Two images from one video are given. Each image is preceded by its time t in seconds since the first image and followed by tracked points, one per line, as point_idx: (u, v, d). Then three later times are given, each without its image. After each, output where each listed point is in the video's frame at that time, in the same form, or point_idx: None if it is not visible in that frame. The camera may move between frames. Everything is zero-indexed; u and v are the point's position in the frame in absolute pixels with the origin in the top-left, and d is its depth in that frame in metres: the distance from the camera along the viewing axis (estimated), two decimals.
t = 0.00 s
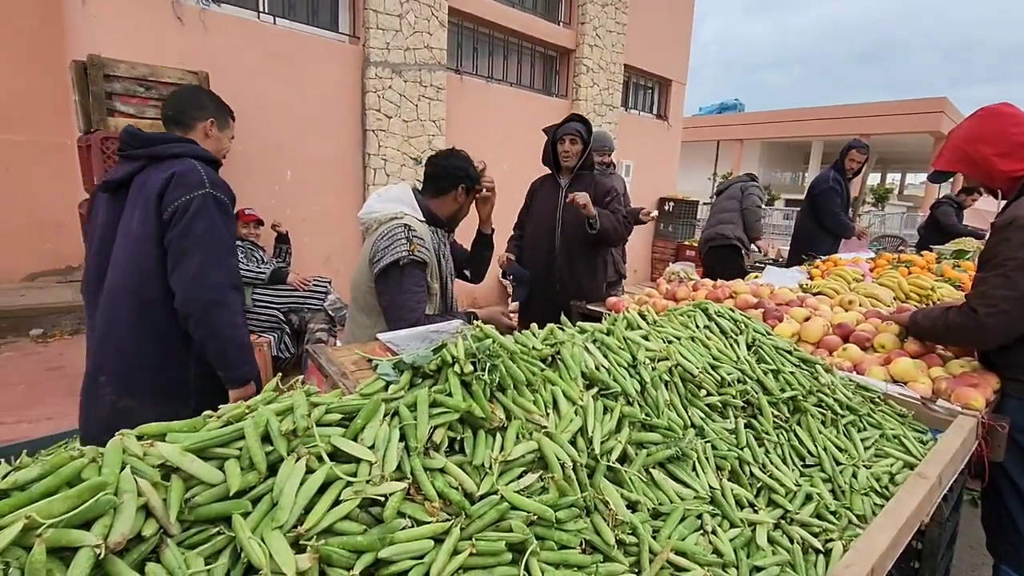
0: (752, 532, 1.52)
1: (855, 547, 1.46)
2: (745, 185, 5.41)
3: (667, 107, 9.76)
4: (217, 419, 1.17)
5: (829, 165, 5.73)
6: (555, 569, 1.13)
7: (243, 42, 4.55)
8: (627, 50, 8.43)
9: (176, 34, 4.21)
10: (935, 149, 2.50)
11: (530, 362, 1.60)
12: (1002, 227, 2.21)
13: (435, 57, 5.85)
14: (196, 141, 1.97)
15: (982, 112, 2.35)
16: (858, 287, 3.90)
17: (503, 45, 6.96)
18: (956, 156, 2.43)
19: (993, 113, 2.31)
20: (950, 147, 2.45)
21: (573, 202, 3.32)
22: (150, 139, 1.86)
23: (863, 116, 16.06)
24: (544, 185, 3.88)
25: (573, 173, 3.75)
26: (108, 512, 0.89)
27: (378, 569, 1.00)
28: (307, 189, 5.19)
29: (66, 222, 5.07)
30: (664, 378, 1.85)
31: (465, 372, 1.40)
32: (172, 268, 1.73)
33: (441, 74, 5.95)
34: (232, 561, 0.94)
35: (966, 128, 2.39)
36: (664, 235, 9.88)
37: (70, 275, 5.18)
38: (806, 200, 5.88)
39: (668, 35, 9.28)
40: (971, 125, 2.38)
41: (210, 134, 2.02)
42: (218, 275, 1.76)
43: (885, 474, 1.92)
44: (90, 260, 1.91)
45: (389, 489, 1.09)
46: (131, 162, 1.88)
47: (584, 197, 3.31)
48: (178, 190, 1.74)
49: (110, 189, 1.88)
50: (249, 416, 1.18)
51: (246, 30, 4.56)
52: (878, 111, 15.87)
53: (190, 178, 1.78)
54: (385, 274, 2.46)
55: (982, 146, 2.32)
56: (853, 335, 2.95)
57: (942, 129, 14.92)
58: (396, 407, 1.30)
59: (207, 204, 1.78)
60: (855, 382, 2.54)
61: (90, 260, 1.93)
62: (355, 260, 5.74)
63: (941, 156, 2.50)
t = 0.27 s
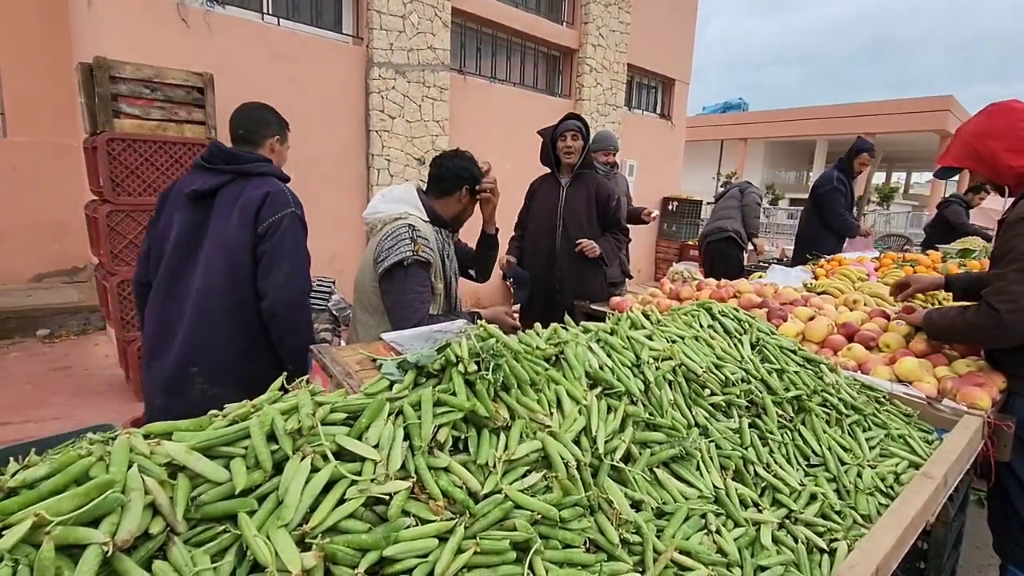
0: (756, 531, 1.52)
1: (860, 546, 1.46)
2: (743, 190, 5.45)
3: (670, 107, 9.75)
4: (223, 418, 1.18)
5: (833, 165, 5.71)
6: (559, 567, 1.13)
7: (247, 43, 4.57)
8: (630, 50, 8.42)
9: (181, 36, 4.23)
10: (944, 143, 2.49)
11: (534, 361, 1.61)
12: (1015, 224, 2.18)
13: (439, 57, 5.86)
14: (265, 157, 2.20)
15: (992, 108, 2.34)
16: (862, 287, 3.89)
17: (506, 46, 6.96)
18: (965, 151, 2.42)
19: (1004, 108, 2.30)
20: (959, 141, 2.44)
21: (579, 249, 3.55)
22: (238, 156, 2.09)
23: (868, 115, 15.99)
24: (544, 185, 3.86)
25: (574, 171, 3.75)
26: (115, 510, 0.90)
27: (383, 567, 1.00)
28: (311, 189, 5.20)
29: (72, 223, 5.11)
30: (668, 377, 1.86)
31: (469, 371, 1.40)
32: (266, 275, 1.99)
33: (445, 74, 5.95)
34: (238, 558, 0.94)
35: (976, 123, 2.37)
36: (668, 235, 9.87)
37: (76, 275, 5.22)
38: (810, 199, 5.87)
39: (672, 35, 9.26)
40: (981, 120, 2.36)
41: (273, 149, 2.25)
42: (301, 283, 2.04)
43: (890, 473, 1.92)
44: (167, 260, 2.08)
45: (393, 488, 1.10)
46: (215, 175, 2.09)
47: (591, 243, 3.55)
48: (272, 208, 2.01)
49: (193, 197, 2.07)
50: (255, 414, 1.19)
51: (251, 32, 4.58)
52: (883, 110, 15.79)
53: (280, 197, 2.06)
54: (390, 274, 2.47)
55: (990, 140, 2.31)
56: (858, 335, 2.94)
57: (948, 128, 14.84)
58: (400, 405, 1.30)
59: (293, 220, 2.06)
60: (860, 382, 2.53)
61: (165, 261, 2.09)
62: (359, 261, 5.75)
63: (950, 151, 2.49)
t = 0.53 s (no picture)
0: (758, 531, 1.52)
1: (863, 546, 1.46)
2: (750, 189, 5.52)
3: (672, 107, 9.73)
4: (227, 418, 1.18)
5: (836, 165, 5.67)
6: (562, 567, 1.14)
7: (249, 44, 4.58)
8: (632, 49, 8.41)
9: (184, 37, 4.24)
10: (953, 136, 2.47)
11: (536, 361, 1.61)
12: None
13: (441, 57, 5.86)
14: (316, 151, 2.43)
15: (1005, 103, 2.34)
16: (866, 286, 3.88)
17: (508, 45, 6.96)
18: (975, 145, 2.40)
19: (1019, 104, 2.30)
20: (969, 135, 2.42)
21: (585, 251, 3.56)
22: (297, 154, 2.32)
23: (872, 114, 15.93)
24: (545, 186, 3.84)
25: (575, 172, 3.75)
26: (120, 509, 0.90)
27: (385, 567, 1.01)
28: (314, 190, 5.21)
29: (76, 224, 5.12)
30: (671, 377, 1.85)
31: (471, 371, 1.40)
32: (313, 264, 2.21)
33: (447, 74, 5.96)
34: (241, 558, 0.95)
35: (989, 118, 2.37)
36: (670, 235, 9.85)
37: (80, 276, 5.24)
38: (812, 198, 5.86)
39: (674, 34, 9.25)
40: (995, 115, 2.36)
41: (323, 144, 2.48)
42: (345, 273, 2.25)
43: (893, 473, 1.91)
44: (228, 245, 2.34)
45: (396, 488, 1.10)
46: (275, 169, 2.32)
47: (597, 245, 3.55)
48: (320, 203, 2.22)
49: (253, 189, 2.31)
50: (258, 414, 1.20)
51: (253, 33, 4.59)
52: (886, 109, 15.73)
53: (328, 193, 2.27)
54: (393, 275, 2.47)
55: (1003, 134, 2.30)
56: (861, 334, 2.94)
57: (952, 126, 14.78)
58: (403, 405, 1.31)
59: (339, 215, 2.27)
60: (863, 382, 2.52)
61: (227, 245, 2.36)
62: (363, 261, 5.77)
63: (959, 145, 2.47)
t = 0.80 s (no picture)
0: (761, 531, 1.52)
1: (866, 546, 1.46)
2: (754, 189, 5.53)
3: (674, 106, 9.73)
4: (231, 418, 1.19)
5: (841, 165, 5.66)
6: (565, 566, 1.14)
7: (252, 45, 4.59)
8: (634, 49, 8.41)
9: (186, 38, 4.25)
10: (949, 137, 2.46)
11: (539, 361, 1.61)
12: None
13: (443, 58, 5.87)
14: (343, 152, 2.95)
15: (1003, 104, 2.34)
16: (868, 286, 3.88)
17: (510, 46, 6.97)
18: (972, 146, 2.39)
19: (1016, 105, 2.29)
20: (966, 136, 2.41)
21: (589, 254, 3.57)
22: (323, 158, 2.83)
23: (874, 113, 15.90)
24: (547, 187, 3.84)
25: (577, 173, 3.76)
26: (126, 508, 0.91)
27: (389, 566, 1.01)
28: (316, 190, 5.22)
29: (79, 225, 5.14)
30: (673, 377, 1.86)
31: (474, 370, 1.40)
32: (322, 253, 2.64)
33: (449, 74, 5.96)
34: (247, 556, 0.95)
35: (986, 118, 2.37)
36: (672, 235, 9.85)
37: (83, 276, 5.25)
38: (814, 196, 5.86)
39: (676, 34, 9.25)
40: (992, 116, 2.35)
41: (350, 146, 3.00)
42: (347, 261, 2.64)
43: (896, 473, 1.91)
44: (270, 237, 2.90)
45: (400, 487, 1.10)
46: (305, 173, 2.86)
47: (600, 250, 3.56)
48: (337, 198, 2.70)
49: (287, 190, 2.86)
50: (262, 414, 1.20)
51: (255, 33, 4.60)
52: (889, 108, 15.69)
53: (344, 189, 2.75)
54: (396, 275, 2.48)
55: (1001, 136, 2.29)
56: (864, 334, 2.93)
57: (955, 125, 14.74)
58: (406, 405, 1.31)
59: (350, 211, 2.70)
60: (865, 382, 2.52)
61: (269, 236, 2.93)
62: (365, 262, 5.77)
63: (955, 146, 2.46)
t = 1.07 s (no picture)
0: (763, 529, 1.52)
1: (867, 544, 1.46)
2: (754, 188, 5.54)
3: (675, 106, 9.73)
4: (236, 416, 1.20)
5: (845, 163, 5.59)
6: (568, 565, 1.14)
7: (253, 45, 4.60)
8: (635, 49, 8.41)
9: (188, 38, 4.26)
10: (943, 137, 2.46)
11: (542, 360, 1.61)
12: None
13: (444, 58, 5.87)
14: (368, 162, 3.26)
15: (998, 105, 2.33)
16: (870, 285, 3.88)
17: (511, 45, 6.97)
18: (966, 147, 2.39)
19: (1010, 105, 2.29)
20: (960, 136, 2.41)
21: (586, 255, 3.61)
22: (346, 164, 3.12)
23: (876, 113, 15.88)
24: (548, 186, 3.83)
25: (578, 173, 3.76)
26: (133, 506, 0.92)
27: (394, 564, 1.01)
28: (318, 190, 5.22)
29: (82, 225, 5.16)
30: (675, 376, 1.86)
31: (477, 369, 1.41)
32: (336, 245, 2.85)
33: (450, 74, 5.96)
34: (252, 554, 0.96)
35: (981, 119, 2.37)
36: (673, 234, 9.86)
37: (85, 276, 5.27)
38: (818, 195, 5.86)
39: (677, 33, 9.24)
40: (986, 117, 2.35)
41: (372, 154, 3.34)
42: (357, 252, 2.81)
43: (898, 472, 1.91)
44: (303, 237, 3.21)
45: (403, 486, 1.11)
46: (331, 178, 3.15)
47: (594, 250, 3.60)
48: (353, 197, 2.93)
49: (318, 194, 3.17)
50: (267, 413, 1.21)
51: (257, 34, 4.61)
52: (890, 107, 15.67)
53: (363, 190, 2.99)
54: (398, 274, 2.49)
55: (995, 137, 2.29)
56: (865, 334, 2.94)
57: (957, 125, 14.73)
58: (410, 404, 1.32)
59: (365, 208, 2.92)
60: (867, 381, 2.53)
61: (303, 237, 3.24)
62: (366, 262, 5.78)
63: (949, 146, 2.46)
